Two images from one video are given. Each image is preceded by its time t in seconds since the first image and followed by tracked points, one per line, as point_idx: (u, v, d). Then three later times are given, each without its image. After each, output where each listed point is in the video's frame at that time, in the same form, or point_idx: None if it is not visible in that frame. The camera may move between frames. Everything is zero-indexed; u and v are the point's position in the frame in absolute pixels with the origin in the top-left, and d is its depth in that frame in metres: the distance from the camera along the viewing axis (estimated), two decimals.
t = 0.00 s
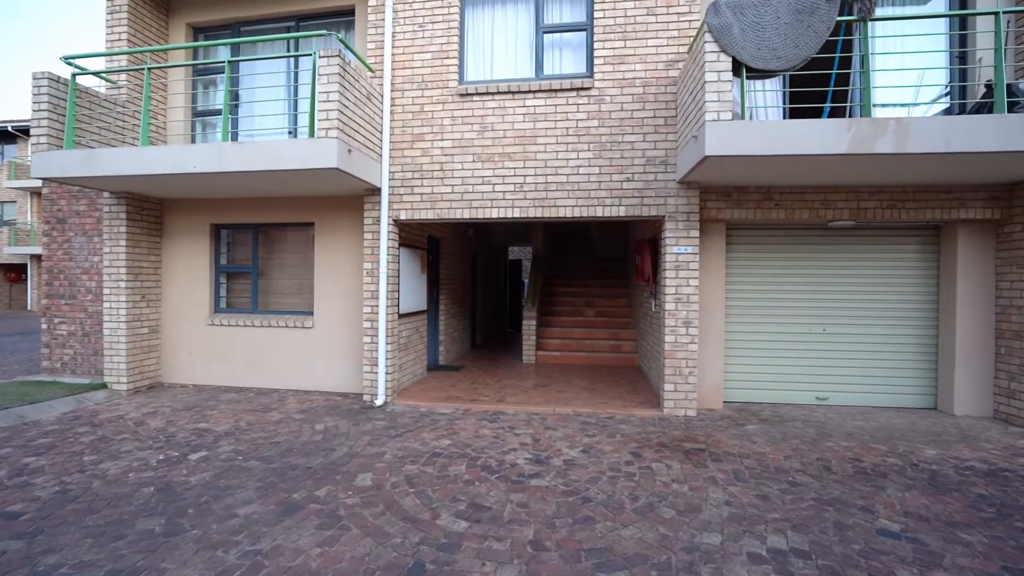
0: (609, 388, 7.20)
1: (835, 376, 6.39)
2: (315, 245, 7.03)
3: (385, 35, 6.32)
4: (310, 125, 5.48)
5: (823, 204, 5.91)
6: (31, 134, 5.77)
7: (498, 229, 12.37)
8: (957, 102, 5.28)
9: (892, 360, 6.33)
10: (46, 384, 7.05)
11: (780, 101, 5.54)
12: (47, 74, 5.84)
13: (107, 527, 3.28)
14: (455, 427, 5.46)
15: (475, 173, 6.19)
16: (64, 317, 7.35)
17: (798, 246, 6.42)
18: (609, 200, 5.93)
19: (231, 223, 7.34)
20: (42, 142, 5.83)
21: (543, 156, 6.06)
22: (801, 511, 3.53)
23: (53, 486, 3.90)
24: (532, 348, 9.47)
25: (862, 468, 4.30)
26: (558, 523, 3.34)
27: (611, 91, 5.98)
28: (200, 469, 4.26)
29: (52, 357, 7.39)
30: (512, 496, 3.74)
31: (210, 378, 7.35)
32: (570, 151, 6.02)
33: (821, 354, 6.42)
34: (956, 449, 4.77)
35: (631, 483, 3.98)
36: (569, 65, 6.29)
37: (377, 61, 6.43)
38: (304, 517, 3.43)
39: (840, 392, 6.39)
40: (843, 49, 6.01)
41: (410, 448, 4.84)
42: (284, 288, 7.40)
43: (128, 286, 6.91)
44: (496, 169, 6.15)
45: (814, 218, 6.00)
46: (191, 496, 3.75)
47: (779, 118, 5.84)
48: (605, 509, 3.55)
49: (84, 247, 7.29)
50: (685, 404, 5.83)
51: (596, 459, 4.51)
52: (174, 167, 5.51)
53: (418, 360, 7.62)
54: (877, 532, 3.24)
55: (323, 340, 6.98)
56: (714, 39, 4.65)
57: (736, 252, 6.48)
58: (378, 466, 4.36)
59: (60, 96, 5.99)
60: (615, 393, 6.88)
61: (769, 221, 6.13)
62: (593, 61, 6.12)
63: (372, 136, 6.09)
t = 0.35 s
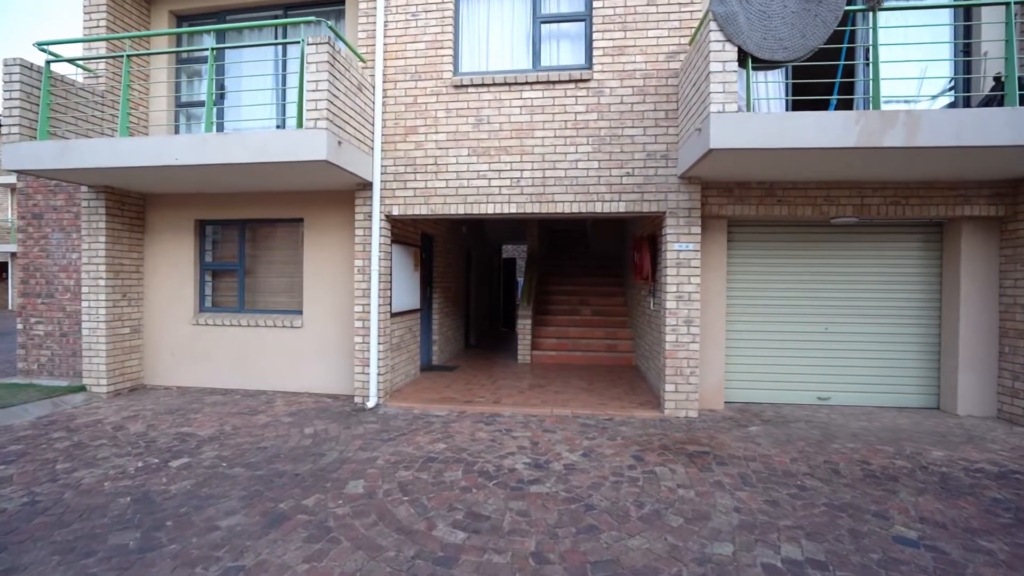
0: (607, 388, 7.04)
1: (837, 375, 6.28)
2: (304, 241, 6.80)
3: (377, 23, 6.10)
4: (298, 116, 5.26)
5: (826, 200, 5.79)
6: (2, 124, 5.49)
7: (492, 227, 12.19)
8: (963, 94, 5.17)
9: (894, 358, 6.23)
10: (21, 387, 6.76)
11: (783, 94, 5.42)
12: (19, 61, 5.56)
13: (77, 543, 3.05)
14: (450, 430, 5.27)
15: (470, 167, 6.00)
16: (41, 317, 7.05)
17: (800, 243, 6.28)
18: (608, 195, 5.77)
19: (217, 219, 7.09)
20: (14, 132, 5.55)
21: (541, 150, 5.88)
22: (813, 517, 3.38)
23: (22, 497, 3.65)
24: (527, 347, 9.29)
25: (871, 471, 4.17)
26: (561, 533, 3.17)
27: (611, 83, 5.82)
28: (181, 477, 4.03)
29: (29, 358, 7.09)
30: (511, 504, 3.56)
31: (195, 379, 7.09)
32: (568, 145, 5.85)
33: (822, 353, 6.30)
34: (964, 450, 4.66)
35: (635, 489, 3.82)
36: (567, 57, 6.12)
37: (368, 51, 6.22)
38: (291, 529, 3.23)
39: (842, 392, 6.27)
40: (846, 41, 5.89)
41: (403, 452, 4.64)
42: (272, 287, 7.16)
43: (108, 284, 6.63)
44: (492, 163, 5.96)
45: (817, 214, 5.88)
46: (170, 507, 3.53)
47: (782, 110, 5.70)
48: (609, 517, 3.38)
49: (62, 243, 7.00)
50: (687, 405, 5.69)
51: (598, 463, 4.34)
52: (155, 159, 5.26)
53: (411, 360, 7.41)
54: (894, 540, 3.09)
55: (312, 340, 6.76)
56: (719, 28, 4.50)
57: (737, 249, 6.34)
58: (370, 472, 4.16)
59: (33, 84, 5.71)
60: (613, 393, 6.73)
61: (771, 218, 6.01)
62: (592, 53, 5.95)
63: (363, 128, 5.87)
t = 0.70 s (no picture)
0: (609, 389, 6.82)
1: (846, 377, 6.08)
2: (294, 238, 6.53)
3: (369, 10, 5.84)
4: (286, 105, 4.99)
5: (837, 195, 5.58)
6: None
7: (488, 224, 11.95)
8: (980, 84, 4.96)
9: (904, 359, 6.03)
10: None
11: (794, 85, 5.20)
12: None
13: (41, 566, 2.80)
14: (446, 435, 5.03)
15: (468, 161, 5.75)
16: (18, 317, 6.75)
17: (808, 240, 6.07)
18: (611, 189, 5.54)
19: (203, 215, 6.80)
20: None
21: (541, 143, 5.64)
22: (836, 531, 3.17)
23: None
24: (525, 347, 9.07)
25: (890, 478, 3.97)
26: (568, 552, 2.94)
27: (614, 73, 5.59)
28: (160, 490, 3.78)
29: (6, 360, 6.78)
30: (514, 519, 3.33)
31: (180, 382, 6.81)
32: (569, 138, 5.61)
33: (831, 353, 6.10)
34: (984, 456, 4.46)
35: (644, 501, 3.60)
36: (568, 46, 5.88)
37: (361, 39, 5.95)
38: (276, 549, 2.98)
39: (851, 393, 6.07)
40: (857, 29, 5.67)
41: (398, 460, 4.40)
42: (261, 285, 6.88)
43: (88, 283, 6.34)
44: (490, 156, 5.72)
45: (827, 210, 5.67)
46: (146, 523, 3.28)
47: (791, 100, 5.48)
48: (619, 532, 3.16)
49: (40, 240, 6.70)
50: (693, 408, 5.48)
51: (603, 472, 4.12)
52: (134, 151, 4.99)
53: (405, 361, 7.16)
54: (926, 558, 2.88)
55: (302, 341, 6.49)
56: (731, 12, 4.27)
57: (744, 246, 6.12)
58: (363, 483, 3.92)
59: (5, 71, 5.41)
60: (615, 395, 6.51)
61: (779, 214, 5.79)
62: (595, 41, 5.71)
63: (355, 119, 5.61)
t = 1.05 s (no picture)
0: (611, 393, 6.58)
1: (858, 379, 5.86)
2: (284, 235, 6.25)
3: None
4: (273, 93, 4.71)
5: (850, 191, 5.35)
6: None
7: (485, 223, 11.70)
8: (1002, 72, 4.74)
9: (918, 361, 5.82)
10: None
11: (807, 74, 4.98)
12: None
13: None
14: (443, 443, 4.78)
15: (465, 154, 5.50)
16: None
17: (819, 238, 5.84)
18: (615, 184, 5.29)
19: (188, 211, 6.51)
20: None
21: (542, 135, 5.40)
22: (864, 550, 2.94)
23: None
24: (524, 348, 8.82)
25: (914, 489, 3.75)
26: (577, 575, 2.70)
27: (619, 62, 5.35)
28: (135, 505, 3.51)
29: None
30: (516, 537, 3.08)
31: (164, 385, 6.52)
32: (572, 130, 5.36)
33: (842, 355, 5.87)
34: (1008, 464, 4.25)
35: (655, 516, 3.36)
36: (571, 34, 5.64)
37: (353, 27, 5.68)
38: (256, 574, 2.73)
39: (863, 397, 5.85)
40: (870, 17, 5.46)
41: (391, 471, 4.15)
42: (249, 284, 6.59)
43: (66, 282, 6.04)
44: (489, 149, 5.46)
45: (840, 206, 5.44)
46: (116, 544, 3.01)
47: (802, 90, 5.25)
48: (631, 552, 2.92)
49: (16, 237, 6.38)
50: (701, 412, 5.25)
51: (610, 483, 3.88)
52: (111, 142, 4.70)
53: (400, 363, 6.89)
54: None
55: (292, 343, 6.21)
56: None
57: (752, 244, 5.88)
58: (353, 496, 3.66)
59: None
60: (618, 398, 6.26)
61: (789, 210, 5.57)
62: (598, 29, 5.47)
63: (347, 110, 5.33)
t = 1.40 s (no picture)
0: (614, 397, 6.32)
1: (871, 383, 5.62)
2: (271, 232, 5.95)
3: None
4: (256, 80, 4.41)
5: (865, 186, 5.11)
6: None
7: (481, 221, 11.43)
8: None
9: (933, 364, 5.59)
10: None
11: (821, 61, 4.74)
12: None
13: None
14: (439, 452, 4.50)
15: (462, 146, 5.22)
16: None
17: (832, 235, 5.59)
18: (620, 179, 5.04)
19: (170, 207, 6.20)
20: None
21: (542, 127, 5.13)
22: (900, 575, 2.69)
23: None
24: (521, 350, 8.55)
25: (944, 502, 3.51)
26: None
27: (624, 51, 5.09)
28: (102, 525, 3.21)
29: None
30: (519, 561, 2.81)
31: (144, 390, 6.20)
32: (574, 122, 5.10)
33: (854, 357, 5.63)
34: None
35: (670, 535, 3.10)
36: (573, 22, 5.38)
37: (344, 13, 5.40)
38: None
39: (876, 401, 5.62)
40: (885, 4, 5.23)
41: (384, 484, 3.86)
42: (235, 284, 6.27)
43: (39, 281, 5.70)
44: (487, 142, 5.18)
45: (854, 202, 5.20)
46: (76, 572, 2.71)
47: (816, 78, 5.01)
48: None
49: None
50: (710, 418, 5.00)
51: (619, 497, 3.62)
52: (83, 132, 4.39)
53: (393, 367, 6.61)
54: None
55: (280, 346, 5.91)
56: None
57: (761, 242, 5.63)
58: (342, 514, 3.38)
59: None
60: (621, 403, 6.00)
61: (801, 206, 5.33)
62: (602, 16, 5.22)
63: (337, 99, 5.05)
